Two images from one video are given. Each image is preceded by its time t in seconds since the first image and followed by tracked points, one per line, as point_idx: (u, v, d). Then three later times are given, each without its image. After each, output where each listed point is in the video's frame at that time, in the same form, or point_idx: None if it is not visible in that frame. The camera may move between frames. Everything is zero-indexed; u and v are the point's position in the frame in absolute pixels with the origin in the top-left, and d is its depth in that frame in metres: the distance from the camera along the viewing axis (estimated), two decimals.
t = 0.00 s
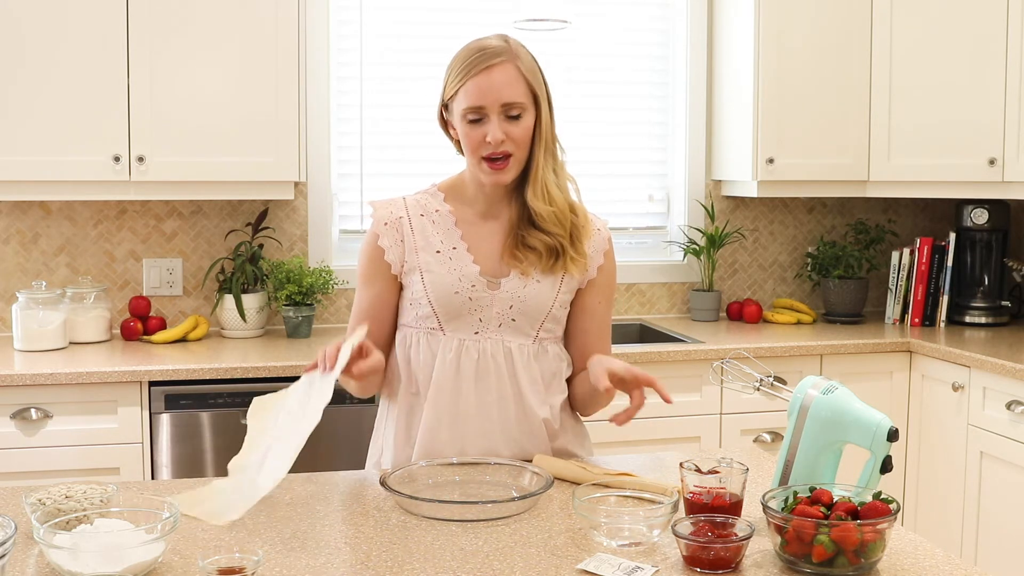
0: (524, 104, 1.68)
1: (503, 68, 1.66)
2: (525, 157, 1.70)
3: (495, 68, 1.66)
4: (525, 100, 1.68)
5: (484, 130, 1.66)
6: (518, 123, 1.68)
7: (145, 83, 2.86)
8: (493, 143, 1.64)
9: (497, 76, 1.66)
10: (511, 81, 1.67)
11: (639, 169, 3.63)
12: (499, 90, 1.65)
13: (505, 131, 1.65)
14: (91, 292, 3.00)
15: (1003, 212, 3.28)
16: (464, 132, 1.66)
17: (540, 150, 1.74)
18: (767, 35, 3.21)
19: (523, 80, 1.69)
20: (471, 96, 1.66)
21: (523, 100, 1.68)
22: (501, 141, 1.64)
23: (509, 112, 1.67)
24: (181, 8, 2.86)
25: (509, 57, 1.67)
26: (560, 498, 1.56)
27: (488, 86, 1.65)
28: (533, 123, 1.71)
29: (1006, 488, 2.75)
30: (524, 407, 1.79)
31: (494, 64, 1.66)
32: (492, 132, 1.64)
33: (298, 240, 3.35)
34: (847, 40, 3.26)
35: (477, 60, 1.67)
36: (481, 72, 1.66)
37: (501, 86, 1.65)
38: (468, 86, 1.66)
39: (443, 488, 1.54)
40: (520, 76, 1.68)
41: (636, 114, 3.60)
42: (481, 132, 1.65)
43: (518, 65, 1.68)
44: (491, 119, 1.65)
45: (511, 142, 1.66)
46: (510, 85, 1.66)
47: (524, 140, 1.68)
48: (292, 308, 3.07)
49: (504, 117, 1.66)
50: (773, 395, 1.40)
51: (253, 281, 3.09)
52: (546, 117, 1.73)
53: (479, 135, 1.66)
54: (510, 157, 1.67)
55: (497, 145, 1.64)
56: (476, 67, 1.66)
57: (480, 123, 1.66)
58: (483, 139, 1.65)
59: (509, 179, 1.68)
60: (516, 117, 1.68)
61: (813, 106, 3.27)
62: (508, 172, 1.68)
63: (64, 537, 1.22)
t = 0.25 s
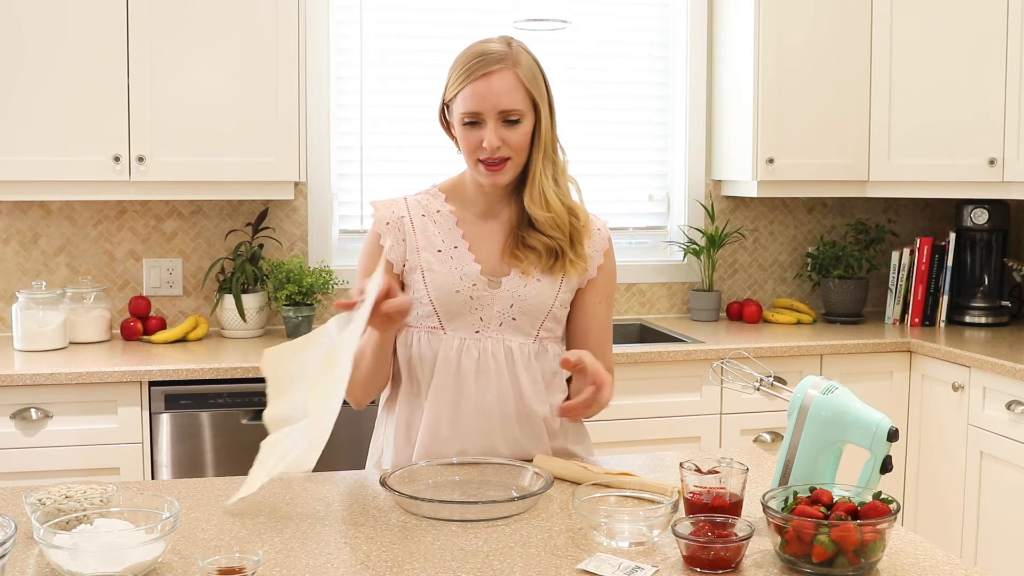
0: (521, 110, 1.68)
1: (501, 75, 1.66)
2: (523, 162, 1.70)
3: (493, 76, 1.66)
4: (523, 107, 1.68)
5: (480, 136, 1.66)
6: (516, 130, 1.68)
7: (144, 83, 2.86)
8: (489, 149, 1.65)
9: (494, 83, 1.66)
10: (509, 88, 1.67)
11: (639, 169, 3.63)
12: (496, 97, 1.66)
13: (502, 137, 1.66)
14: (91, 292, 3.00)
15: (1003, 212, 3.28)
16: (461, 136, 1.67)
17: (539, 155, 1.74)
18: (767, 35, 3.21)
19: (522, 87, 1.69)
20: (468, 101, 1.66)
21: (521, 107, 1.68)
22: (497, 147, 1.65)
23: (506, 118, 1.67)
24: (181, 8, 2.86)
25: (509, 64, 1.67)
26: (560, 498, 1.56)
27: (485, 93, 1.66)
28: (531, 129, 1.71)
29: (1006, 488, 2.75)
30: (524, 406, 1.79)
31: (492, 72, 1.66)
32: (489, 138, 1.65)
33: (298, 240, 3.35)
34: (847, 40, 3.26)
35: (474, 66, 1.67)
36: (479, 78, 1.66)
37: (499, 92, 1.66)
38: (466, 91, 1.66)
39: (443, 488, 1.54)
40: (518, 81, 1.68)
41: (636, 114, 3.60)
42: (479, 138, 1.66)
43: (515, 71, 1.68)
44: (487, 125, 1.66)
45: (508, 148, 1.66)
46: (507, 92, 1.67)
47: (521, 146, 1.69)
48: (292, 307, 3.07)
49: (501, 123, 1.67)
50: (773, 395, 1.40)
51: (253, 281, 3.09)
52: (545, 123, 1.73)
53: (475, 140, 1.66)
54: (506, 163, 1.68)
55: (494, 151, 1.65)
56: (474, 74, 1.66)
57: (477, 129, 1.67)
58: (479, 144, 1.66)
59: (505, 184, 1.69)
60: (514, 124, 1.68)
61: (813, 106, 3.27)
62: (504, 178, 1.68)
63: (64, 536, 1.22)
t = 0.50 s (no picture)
0: (521, 111, 1.68)
1: (502, 75, 1.66)
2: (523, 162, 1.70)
3: (493, 76, 1.66)
4: (523, 107, 1.68)
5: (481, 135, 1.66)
6: (516, 130, 1.68)
7: (144, 83, 2.86)
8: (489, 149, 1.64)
9: (495, 83, 1.65)
10: (509, 88, 1.66)
11: (639, 169, 3.63)
12: (497, 97, 1.65)
13: (502, 138, 1.65)
14: (91, 292, 3.00)
15: (1003, 212, 3.28)
16: (461, 136, 1.67)
17: (540, 155, 1.74)
18: (767, 35, 3.21)
19: (523, 87, 1.68)
20: (469, 101, 1.65)
21: (522, 107, 1.68)
22: (498, 147, 1.64)
23: (506, 119, 1.67)
24: (181, 8, 2.86)
25: (510, 64, 1.67)
26: (560, 498, 1.56)
27: (485, 93, 1.65)
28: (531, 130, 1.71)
29: (1006, 488, 2.75)
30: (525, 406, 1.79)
31: (492, 72, 1.66)
32: (489, 138, 1.64)
33: (298, 240, 3.35)
34: (847, 40, 3.26)
35: (475, 66, 1.66)
36: (480, 78, 1.66)
37: (499, 93, 1.65)
38: (467, 91, 1.66)
39: (443, 488, 1.54)
40: (518, 82, 1.68)
41: (636, 114, 3.60)
42: (479, 138, 1.65)
43: (516, 71, 1.68)
44: (488, 125, 1.65)
45: (508, 148, 1.66)
46: (508, 92, 1.66)
47: (522, 146, 1.68)
48: (292, 308, 3.08)
49: (502, 123, 1.66)
50: (772, 395, 1.40)
51: (253, 280, 3.09)
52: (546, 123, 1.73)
53: (475, 140, 1.66)
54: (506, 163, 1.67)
55: (493, 151, 1.65)
56: (474, 74, 1.66)
57: (478, 129, 1.66)
58: (479, 144, 1.65)
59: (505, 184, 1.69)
60: (514, 124, 1.68)
61: (814, 105, 3.27)
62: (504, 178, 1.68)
63: (64, 536, 1.22)
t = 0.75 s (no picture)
0: (527, 101, 1.67)
1: (505, 65, 1.66)
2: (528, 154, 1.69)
3: (497, 66, 1.65)
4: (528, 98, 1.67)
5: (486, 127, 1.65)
6: (521, 121, 1.67)
7: (144, 83, 2.86)
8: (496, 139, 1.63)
9: (499, 73, 1.65)
10: (513, 79, 1.66)
11: (639, 169, 3.63)
12: (501, 87, 1.65)
13: (508, 128, 1.64)
14: (91, 292, 3.00)
15: (1003, 212, 3.28)
16: (465, 129, 1.66)
17: (543, 148, 1.73)
18: (767, 35, 3.21)
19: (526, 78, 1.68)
20: (473, 94, 1.65)
21: (527, 98, 1.67)
22: (504, 138, 1.63)
23: (511, 109, 1.66)
24: (181, 8, 2.86)
25: (512, 55, 1.67)
26: (560, 498, 1.56)
27: (489, 83, 1.65)
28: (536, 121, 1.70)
29: (1006, 488, 2.75)
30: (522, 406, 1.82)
31: (496, 63, 1.66)
32: (494, 129, 1.64)
33: (298, 240, 3.35)
34: (847, 40, 3.26)
35: (478, 58, 1.66)
36: (483, 70, 1.65)
37: (504, 83, 1.65)
38: (471, 84, 1.65)
39: (443, 489, 1.54)
40: (522, 73, 1.67)
41: (637, 114, 3.60)
42: (484, 129, 1.64)
43: (519, 62, 1.67)
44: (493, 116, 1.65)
45: (514, 139, 1.65)
46: (512, 83, 1.65)
47: (527, 137, 1.67)
48: (292, 308, 3.08)
49: (507, 114, 1.66)
50: (773, 395, 1.40)
51: (253, 281, 3.09)
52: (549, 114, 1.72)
53: (481, 131, 1.65)
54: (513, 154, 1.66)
55: (499, 142, 1.64)
56: (478, 66, 1.66)
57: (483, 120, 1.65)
58: (485, 135, 1.64)
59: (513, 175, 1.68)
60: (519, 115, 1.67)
61: (814, 105, 3.27)
62: (510, 168, 1.66)
63: (64, 536, 1.22)
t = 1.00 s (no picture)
0: (527, 95, 1.67)
1: (504, 61, 1.66)
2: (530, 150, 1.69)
3: (496, 62, 1.66)
4: (528, 92, 1.67)
5: (488, 124, 1.65)
6: (523, 115, 1.67)
7: (144, 83, 2.86)
8: (500, 134, 1.63)
9: (498, 69, 1.65)
10: (513, 73, 1.66)
11: (639, 169, 3.63)
12: (501, 83, 1.65)
13: (510, 123, 1.64)
14: (91, 292, 3.00)
15: (1003, 212, 3.28)
16: (467, 128, 1.65)
17: (543, 144, 1.74)
18: (767, 35, 3.21)
19: (524, 73, 1.68)
20: (473, 92, 1.65)
21: (527, 92, 1.67)
22: (508, 133, 1.63)
23: (512, 105, 1.66)
24: (181, 8, 2.86)
25: (509, 51, 1.67)
26: (560, 498, 1.56)
27: (489, 79, 1.65)
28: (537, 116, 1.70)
29: (1006, 488, 2.75)
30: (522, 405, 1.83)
31: (495, 59, 1.66)
32: (497, 124, 1.63)
33: (298, 240, 3.35)
34: (846, 40, 3.26)
35: (476, 56, 1.67)
36: (481, 67, 1.66)
37: (504, 78, 1.65)
38: (470, 82, 1.65)
39: (443, 489, 1.54)
40: (521, 68, 1.68)
41: (637, 114, 3.60)
42: (487, 125, 1.65)
43: (517, 57, 1.68)
44: (495, 113, 1.65)
45: (518, 134, 1.65)
46: (512, 77, 1.66)
47: (529, 132, 1.67)
48: (292, 308, 3.08)
49: (508, 109, 1.66)
50: (773, 395, 1.40)
51: (253, 281, 3.09)
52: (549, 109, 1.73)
53: (483, 129, 1.65)
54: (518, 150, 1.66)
55: (502, 138, 1.63)
56: (476, 63, 1.66)
57: (485, 117, 1.65)
58: (488, 132, 1.64)
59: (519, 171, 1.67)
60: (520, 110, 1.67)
61: (814, 106, 3.26)
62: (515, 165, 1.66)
63: (64, 537, 1.22)
